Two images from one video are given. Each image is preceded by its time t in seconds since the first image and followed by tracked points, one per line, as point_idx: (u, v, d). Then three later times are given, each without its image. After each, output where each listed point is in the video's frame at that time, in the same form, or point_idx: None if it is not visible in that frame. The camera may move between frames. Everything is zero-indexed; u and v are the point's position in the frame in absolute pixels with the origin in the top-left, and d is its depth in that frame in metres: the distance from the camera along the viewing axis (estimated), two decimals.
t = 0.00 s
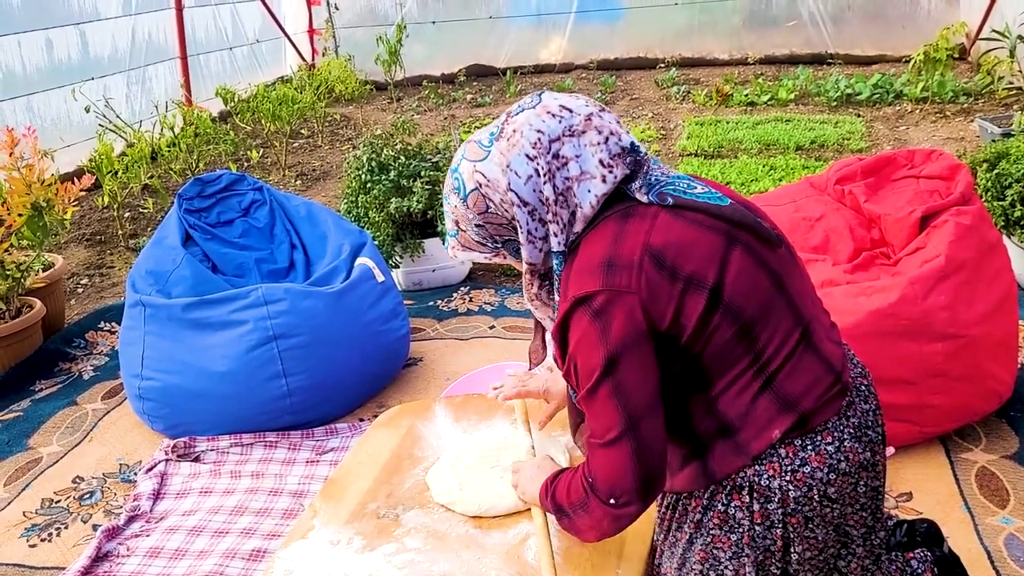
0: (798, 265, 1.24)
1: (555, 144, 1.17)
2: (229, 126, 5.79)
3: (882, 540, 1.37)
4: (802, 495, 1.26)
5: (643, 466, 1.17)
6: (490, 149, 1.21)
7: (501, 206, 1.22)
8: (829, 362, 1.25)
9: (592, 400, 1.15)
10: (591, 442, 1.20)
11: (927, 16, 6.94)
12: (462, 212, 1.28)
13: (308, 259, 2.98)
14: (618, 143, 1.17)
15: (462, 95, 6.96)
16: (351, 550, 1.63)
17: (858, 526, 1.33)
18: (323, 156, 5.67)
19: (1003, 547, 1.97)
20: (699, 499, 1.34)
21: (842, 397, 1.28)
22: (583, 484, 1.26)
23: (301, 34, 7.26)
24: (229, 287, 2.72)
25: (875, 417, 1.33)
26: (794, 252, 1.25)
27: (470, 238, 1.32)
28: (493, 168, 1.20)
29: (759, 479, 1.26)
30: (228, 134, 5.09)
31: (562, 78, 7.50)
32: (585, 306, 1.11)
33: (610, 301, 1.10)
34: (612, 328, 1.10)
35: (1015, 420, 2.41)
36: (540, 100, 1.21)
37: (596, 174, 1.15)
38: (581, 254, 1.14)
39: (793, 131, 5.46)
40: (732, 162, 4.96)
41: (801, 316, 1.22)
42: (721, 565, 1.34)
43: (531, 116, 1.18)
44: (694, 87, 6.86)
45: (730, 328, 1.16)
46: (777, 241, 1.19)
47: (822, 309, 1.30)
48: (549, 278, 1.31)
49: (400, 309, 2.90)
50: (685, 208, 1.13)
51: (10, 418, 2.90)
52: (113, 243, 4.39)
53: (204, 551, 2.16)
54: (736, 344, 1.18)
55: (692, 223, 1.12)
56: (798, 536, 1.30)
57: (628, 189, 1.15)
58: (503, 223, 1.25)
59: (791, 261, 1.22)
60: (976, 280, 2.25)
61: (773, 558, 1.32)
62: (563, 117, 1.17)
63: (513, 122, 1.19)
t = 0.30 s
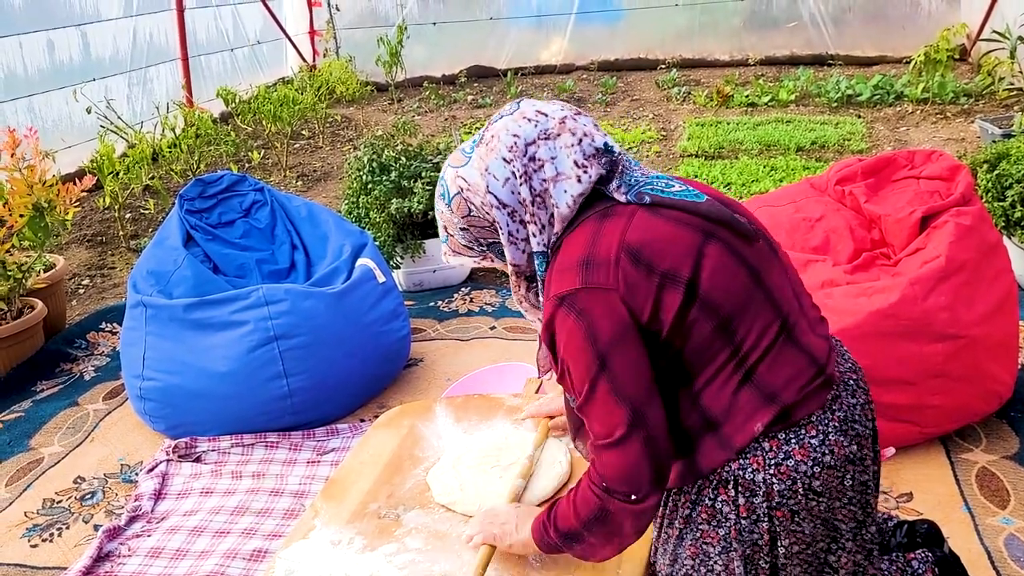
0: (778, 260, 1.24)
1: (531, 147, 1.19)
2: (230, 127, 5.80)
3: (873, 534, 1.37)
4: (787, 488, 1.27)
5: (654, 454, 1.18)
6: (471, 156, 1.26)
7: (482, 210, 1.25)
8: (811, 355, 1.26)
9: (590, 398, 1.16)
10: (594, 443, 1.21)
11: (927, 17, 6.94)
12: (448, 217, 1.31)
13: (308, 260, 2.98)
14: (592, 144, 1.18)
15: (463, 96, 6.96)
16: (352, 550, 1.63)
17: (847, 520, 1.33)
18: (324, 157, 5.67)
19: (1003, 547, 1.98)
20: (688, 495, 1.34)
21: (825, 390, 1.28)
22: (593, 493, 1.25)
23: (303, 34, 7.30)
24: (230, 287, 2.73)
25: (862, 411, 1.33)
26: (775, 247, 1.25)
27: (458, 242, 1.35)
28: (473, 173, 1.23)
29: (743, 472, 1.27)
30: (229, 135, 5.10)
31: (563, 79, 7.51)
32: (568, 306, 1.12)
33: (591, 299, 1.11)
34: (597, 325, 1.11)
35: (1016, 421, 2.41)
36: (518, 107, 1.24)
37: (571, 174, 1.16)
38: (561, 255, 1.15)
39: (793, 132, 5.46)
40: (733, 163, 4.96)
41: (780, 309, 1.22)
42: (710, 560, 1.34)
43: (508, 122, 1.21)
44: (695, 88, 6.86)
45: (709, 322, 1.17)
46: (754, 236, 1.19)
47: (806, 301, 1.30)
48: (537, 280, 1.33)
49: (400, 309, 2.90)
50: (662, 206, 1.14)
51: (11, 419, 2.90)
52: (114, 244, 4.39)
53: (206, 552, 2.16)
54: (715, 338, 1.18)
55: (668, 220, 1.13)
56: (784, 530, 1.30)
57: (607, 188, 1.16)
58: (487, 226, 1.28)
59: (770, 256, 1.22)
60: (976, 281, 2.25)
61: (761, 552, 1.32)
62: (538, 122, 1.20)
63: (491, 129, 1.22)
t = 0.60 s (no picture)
0: (763, 257, 1.26)
1: (514, 168, 1.23)
2: (232, 128, 5.80)
3: (873, 532, 1.37)
4: (788, 488, 1.26)
5: (568, 467, 1.19)
6: (458, 181, 1.30)
7: (470, 232, 1.29)
8: (803, 351, 1.26)
9: (531, 400, 1.17)
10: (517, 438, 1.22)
11: (928, 18, 6.94)
12: (438, 241, 1.35)
13: (309, 260, 2.98)
14: (572, 164, 1.22)
15: (464, 97, 6.97)
16: (353, 551, 1.63)
17: (848, 517, 1.32)
18: (325, 158, 5.68)
19: (1003, 548, 1.98)
20: (690, 497, 1.33)
21: (821, 387, 1.28)
22: (497, 486, 1.26)
23: (303, 36, 7.26)
24: (231, 288, 2.73)
25: (861, 409, 1.33)
26: (758, 245, 1.26)
27: (451, 266, 1.39)
28: (460, 196, 1.27)
29: (744, 473, 1.27)
30: (230, 136, 5.11)
31: (564, 80, 7.51)
32: (540, 314, 1.14)
33: (562, 310, 1.13)
34: (564, 335, 1.13)
35: (1016, 422, 2.41)
36: (502, 132, 1.28)
37: (553, 194, 1.20)
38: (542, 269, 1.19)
39: (794, 134, 5.46)
40: (733, 164, 4.96)
41: (766, 307, 1.23)
42: (713, 562, 1.33)
43: (492, 146, 1.24)
44: (696, 89, 6.87)
45: (690, 324, 1.19)
46: (736, 237, 1.21)
47: (797, 299, 1.31)
48: (525, 298, 1.38)
49: (401, 309, 2.90)
50: (639, 216, 1.17)
51: (13, 420, 2.91)
52: (116, 245, 4.40)
53: (207, 552, 2.17)
54: (699, 339, 1.20)
55: (646, 230, 1.16)
56: (787, 530, 1.29)
57: (586, 205, 1.20)
58: (476, 247, 1.32)
59: (753, 254, 1.24)
60: (976, 281, 2.25)
61: (764, 553, 1.31)
62: (521, 144, 1.24)
63: (476, 153, 1.26)
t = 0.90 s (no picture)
0: (775, 260, 1.26)
1: (525, 158, 1.22)
2: (233, 129, 5.81)
3: (878, 536, 1.38)
4: (796, 491, 1.27)
5: (597, 460, 1.17)
6: (467, 170, 1.28)
7: (481, 221, 1.27)
8: (813, 354, 1.26)
9: (550, 392, 1.17)
10: (545, 436, 1.21)
11: (929, 19, 6.94)
12: (449, 231, 1.33)
13: (310, 261, 2.99)
14: (584, 152, 1.21)
15: (465, 99, 6.98)
16: (353, 551, 1.63)
17: (854, 522, 1.33)
18: (326, 160, 5.68)
19: (1004, 548, 1.98)
20: (697, 497, 1.34)
21: (832, 391, 1.29)
22: (533, 486, 1.25)
23: (305, 38, 7.27)
24: (232, 289, 2.74)
25: (870, 413, 1.34)
26: (772, 248, 1.27)
27: (461, 256, 1.37)
28: (470, 185, 1.25)
29: (752, 475, 1.27)
30: (231, 138, 5.12)
31: (565, 82, 7.52)
32: (547, 301, 1.14)
33: (569, 297, 1.13)
34: (569, 321, 1.13)
35: (1016, 423, 2.41)
36: (513, 122, 1.27)
37: (564, 182, 1.19)
38: (551, 255, 1.18)
39: (794, 135, 5.46)
40: (734, 166, 4.96)
41: (778, 310, 1.23)
42: (718, 562, 1.34)
43: (503, 135, 1.23)
44: (697, 90, 6.87)
45: (700, 324, 1.18)
46: (750, 240, 1.21)
47: (808, 303, 1.31)
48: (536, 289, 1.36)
49: (402, 311, 2.91)
50: (656, 212, 1.17)
51: (15, 420, 2.91)
52: (117, 246, 4.40)
53: (208, 552, 2.17)
54: (708, 339, 1.20)
55: (661, 226, 1.16)
56: (793, 532, 1.30)
57: (602, 194, 1.19)
58: (486, 237, 1.30)
59: (767, 256, 1.24)
60: (976, 283, 2.26)
61: (769, 555, 1.31)
62: (532, 133, 1.23)
63: (487, 143, 1.25)
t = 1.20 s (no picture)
0: (801, 267, 1.25)
1: (552, 150, 1.20)
2: (234, 131, 5.82)
3: (888, 547, 1.38)
4: (809, 497, 1.27)
5: (657, 447, 1.13)
6: (492, 161, 1.27)
7: (505, 214, 1.25)
8: (833, 364, 1.26)
9: (594, 387, 1.14)
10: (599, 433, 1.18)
11: (930, 21, 6.95)
12: (471, 223, 1.32)
13: (312, 263, 3.00)
14: (612, 146, 1.19)
15: (466, 100, 6.98)
16: (354, 552, 1.64)
17: (865, 532, 1.33)
18: (328, 161, 5.69)
19: (1004, 550, 1.98)
20: (707, 499, 1.34)
21: (849, 400, 1.29)
22: (599, 487, 1.21)
23: (306, 39, 7.27)
24: (233, 290, 2.74)
25: (885, 423, 1.34)
26: (799, 255, 1.26)
27: (482, 249, 1.35)
28: (495, 177, 1.23)
29: (765, 479, 1.28)
30: (232, 140, 5.13)
31: (566, 83, 7.53)
32: (578, 296, 1.12)
33: (600, 291, 1.11)
34: (602, 314, 1.11)
35: (1017, 424, 2.41)
36: (538, 113, 1.25)
37: (592, 176, 1.17)
38: (578, 250, 1.16)
39: (795, 136, 5.47)
40: (735, 167, 4.97)
41: (803, 318, 1.22)
42: (726, 565, 1.35)
43: (529, 127, 1.22)
44: (698, 92, 6.87)
45: (727, 327, 1.17)
46: (780, 244, 1.20)
47: (829, 312, 1.31)
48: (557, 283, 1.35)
49: (403, 313, 2.91)
50: (687, 211, 1.15)
51: (17, 421, 2.92)
52: (118, 247, 4.41)
53: (209, 553, 2.17)
54: (734, 344, 1.19)
55: (693, 225, 1.14)
56: (803, 538, 1.30)
57: (630, 190, 1.17)
58: (510, 230, 1.29)
59: (794, 262, 1.23)
60: (977, 285, 2.26)
61: (778, 560, 1.32)
62: (559, 126, 1.21)
63: (513, 134, 1.23)
